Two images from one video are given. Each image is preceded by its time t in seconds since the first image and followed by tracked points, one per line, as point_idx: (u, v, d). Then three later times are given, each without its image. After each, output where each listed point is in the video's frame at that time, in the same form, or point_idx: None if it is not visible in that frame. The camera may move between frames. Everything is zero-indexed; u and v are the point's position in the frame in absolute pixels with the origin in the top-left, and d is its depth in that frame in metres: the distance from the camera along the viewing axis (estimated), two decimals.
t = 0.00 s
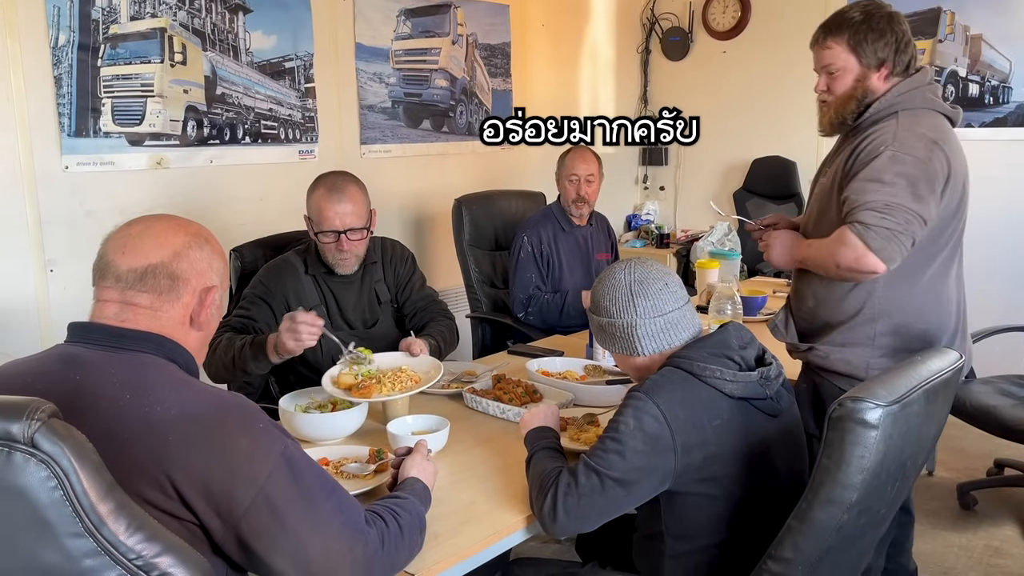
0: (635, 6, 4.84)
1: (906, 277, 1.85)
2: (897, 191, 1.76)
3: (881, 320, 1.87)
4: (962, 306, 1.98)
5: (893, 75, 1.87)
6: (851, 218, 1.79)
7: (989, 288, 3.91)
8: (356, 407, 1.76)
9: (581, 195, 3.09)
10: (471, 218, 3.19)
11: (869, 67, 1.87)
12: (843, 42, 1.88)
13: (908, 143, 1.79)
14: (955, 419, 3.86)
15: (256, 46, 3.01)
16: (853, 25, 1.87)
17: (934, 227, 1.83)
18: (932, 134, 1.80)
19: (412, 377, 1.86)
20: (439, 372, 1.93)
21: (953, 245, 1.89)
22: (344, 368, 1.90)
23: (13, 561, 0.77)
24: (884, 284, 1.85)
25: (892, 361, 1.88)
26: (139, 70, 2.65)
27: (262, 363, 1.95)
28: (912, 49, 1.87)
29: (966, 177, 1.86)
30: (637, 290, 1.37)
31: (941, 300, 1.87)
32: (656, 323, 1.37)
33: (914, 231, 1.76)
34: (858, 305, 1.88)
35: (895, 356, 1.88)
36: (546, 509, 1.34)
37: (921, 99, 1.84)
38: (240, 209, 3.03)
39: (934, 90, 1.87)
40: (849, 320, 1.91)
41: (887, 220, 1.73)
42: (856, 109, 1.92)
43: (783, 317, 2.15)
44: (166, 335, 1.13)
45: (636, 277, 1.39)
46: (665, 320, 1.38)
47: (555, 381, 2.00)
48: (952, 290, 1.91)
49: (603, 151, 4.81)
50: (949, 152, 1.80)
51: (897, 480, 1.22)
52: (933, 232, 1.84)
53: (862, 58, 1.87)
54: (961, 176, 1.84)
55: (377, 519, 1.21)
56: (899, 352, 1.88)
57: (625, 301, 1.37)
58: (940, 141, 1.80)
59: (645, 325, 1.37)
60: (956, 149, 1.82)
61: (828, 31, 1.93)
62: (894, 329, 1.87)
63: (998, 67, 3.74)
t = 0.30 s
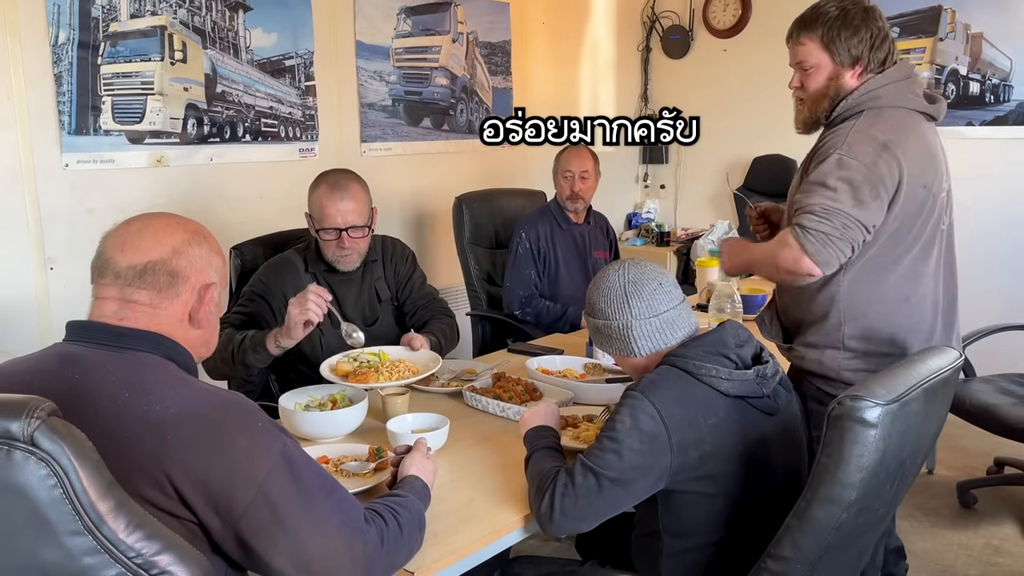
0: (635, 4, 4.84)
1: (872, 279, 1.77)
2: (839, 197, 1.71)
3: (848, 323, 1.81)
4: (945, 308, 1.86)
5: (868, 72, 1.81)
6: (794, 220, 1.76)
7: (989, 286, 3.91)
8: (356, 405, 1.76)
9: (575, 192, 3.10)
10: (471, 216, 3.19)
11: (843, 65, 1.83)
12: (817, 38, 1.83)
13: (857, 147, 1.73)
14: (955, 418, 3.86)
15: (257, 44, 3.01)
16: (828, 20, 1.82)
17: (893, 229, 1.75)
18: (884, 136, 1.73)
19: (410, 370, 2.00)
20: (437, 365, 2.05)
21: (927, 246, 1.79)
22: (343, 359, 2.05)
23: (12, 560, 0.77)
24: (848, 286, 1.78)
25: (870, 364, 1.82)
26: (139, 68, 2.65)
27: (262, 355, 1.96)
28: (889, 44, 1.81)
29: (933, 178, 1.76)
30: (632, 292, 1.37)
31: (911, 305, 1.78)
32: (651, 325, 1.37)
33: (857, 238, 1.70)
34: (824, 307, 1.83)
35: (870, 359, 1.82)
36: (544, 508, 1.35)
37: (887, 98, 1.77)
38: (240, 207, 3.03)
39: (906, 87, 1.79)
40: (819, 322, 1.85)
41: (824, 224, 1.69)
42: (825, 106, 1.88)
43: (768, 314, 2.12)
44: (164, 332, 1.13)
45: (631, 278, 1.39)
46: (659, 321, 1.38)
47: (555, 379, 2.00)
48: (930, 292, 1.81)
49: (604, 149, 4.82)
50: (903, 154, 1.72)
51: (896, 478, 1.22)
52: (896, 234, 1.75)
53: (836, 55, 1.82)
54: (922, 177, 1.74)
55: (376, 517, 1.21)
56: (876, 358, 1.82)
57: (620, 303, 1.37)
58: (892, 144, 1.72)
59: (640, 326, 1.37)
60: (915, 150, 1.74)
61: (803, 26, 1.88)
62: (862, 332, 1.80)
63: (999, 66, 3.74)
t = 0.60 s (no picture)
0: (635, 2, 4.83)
1: (852, 281, 1.76)
2: (814, 201, 1.69)
3: (827, 324, 1.81)
4: (932, 310, 1.84)
5: (857, 70, 1.79)
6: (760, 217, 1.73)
7: (989, 284, 3.91)
8: (355, 403, 1.76)
9: (575, 189, 3.11)
10: (471, 214, 3.19)
11: (831, 64, 1.81)
12: (805, 38, 1.82)
13: (836, 152, 1.71)
14: (955, 416, 3.86)
15: (256, 42, 3.00)
16: (815, 20, 1.81)
17: (871, 232, 1.73)
18: (862, 142, 1.71)
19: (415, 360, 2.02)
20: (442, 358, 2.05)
21: (909, 248, 1.77)
22: (346, 346, 2.09)
23: (11, 558, 0.77)
24: (828, 287, 1.77)
25: (853, 363, 1.81)
26: (139, 66, 2.65)
27: (262, 351, 1.96)
28: (878, 42, 1.79)
29: (911, 182, 1.74)
30: (627, 291, 1.37)
31: (891, 307, 1.76)
32: (646, 324, 1.37)
33: (824, 242, 1.69)
34: (806, 307, 1.83)
35: (850, 357, 1.81)
36: (542, 505, 1.35)
37: (871, 99, 1.76)
38: (240, 205, 3.03)
39: (892, 88, 1.78)
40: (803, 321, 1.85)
41: (796, 229, 1.67)
42: (817, 106, 1.87)
43: (761, 313, 2.12)
44: (162, 331, 1.13)
45: (627, 277, 1.39)
46: (654, 320, 1.37)
47: (555, 378, 2.00)
48: (913, 295, 1.79)
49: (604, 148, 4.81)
50: (880, 158, 1.70)
51: (896, 477, 1.22)
52: (877, 237, 1.74)
53: (824, 54, 1.81)
54: (900, 181, 1.73)
55: (376, 516, 1.21)
56: (857, 357, 1.80)
57: (615, 301, 1.38)
58: (869, 149, 1.70)
59: (635, 325, 1.37)
60: (893, 156, 1.72)
61: (792, 25, 1.86)
62: (842, 332, 1.79)
63: (999, 64, 3.73)
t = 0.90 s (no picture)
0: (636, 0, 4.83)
1: (840, 281, 1.76)
2: (792, 202, 1.67)
3: (818, 324, 1.81)
4: (926, 308, 1.83)
5: (842, 71, 1.79)
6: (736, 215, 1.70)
7: (989, 283, 3.91)
8: (355, 402, 1.76)
9: (580, 191, 3.11)
10: (472, 213, 3.19)
11: (815, 68, 1.80)
12: (788, 44, 1.82)
13: (815, 152, 1.69)
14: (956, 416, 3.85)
15: (257, 41, 3.00)
16: (797, 25, 1.81)
17: (857, 233, 1.73)
18: (843, 144, 1.69)
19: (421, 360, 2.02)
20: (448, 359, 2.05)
21: (897, 248, 1.76)
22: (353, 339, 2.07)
23: (12, 556, 0.77)
24: (816, 288, 1.78)
25: (844, 361, 1.81)
26: (140, 65, 2.65)
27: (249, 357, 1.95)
28: (863, 43, 1.78)
29: (896, 183, 1.73)
30: (623, 292, 1.37)
31: (880, 307, 1.76)
32: (642, 325, 1.38)
33: (798, 242, 1.68)
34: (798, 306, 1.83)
35: (841, 356, 1.81)
36: (542, 504, 1.35)
37: (856, 100, 1.74)
38: (241, 204, 3.03)
39: (877, 88, 1.76)
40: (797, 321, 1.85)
41: (771, 227, 1.65)
42: (805, 109, 1.86)
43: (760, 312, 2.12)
44: (162, 330, 1.13)
45: (623, 278, 1.39)
46: (651, 320, 1.37)
47: (556, 376, 2.00)
48: (904, 294, 1.78)
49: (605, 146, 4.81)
50: (861, 159, 1.69)
51: (896, 476, 1.22)
52: (863, 238, 1.73)
53: (808, 59, 1.80)
54: (883, 181, 1.71)
55: (376, 514, 1.21)
56: (848, 356, 1.80)
57: (610, 303, 1.38)
58: (850, 151, 1.69)
59: (631, 326, 1.38)
60: (875, 157, 1.70)
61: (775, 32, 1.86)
62: (833, 331, 1.79)
63: (1000, 63, 3.73)
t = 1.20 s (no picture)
0: None
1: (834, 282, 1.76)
2: (782, 203, 1.66)
3: (814, 323, 1.82)
4: (922, 307, 1.82)
5: (835, 72, 1.78)
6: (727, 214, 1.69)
7: (990, 282, 3.91)
8: (356, 401, 1.76)
9: (585, 196, 3.08)
10: (473, 212, 3.18)
11: (809, 68, 1.80)
12: (781, 45, 1.82)
13: (807, 153, 1.68)
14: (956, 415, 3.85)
15: (258, 40, 3.00)
16: (790, 25, 1.80)
17: (851, 233, 1.72)
18: (834, 144, 1.68)
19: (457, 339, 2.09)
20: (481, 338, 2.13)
21: (892, 248, 1.75)
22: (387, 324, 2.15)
23: (13, 555, 0.77)
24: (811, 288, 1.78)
25: (840, 360, 1.81)
26: (140, 64, 2.64)
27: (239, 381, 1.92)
28: (855, 42, 1.78)
29: (889, 183, 1.71)
30: (618, 295, 1.37)
31: (875, 306, 1.75)
32: (639, 327, 1.38)
33: (788, 242, 1.67)
34: (796, 306, 1.84)
35: (837, 355, 1.81)
36: (541, 504, 1.35)
37: (849, 100, 1.74)
38: (242, 203, 3.03)
39: (870, 88, 1.75)
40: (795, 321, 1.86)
41: (762, 228, 1.64)
42: (800, 109, 1.85)
43: (761, 313, 2.14)
44: (163, 329, 1.13)
45: (618, 280, 1.39)
46: (647, 323, 1.38)
47: (557, 375, 2.00)
48: (900, 294, 1.77)
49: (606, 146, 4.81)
50: (852, 160, 1.68)
51: (897, 475, 1.21)
52: (856, 238, 1.73)
53: (802, 59, 1.80)
54: (875, 182, 1.70)
55: (377, 514, 1.21)
56: (845, 355, 1.81)
57: (606, 306, 1.38)
58: (841, 152, 1.68)
59: (627, 329, 1.38)
60: (867, 158, 1.69)
61: (768, 32, 1.86)
62: (830, 331, 1.80)
63: (1002, 62, 3.72)
